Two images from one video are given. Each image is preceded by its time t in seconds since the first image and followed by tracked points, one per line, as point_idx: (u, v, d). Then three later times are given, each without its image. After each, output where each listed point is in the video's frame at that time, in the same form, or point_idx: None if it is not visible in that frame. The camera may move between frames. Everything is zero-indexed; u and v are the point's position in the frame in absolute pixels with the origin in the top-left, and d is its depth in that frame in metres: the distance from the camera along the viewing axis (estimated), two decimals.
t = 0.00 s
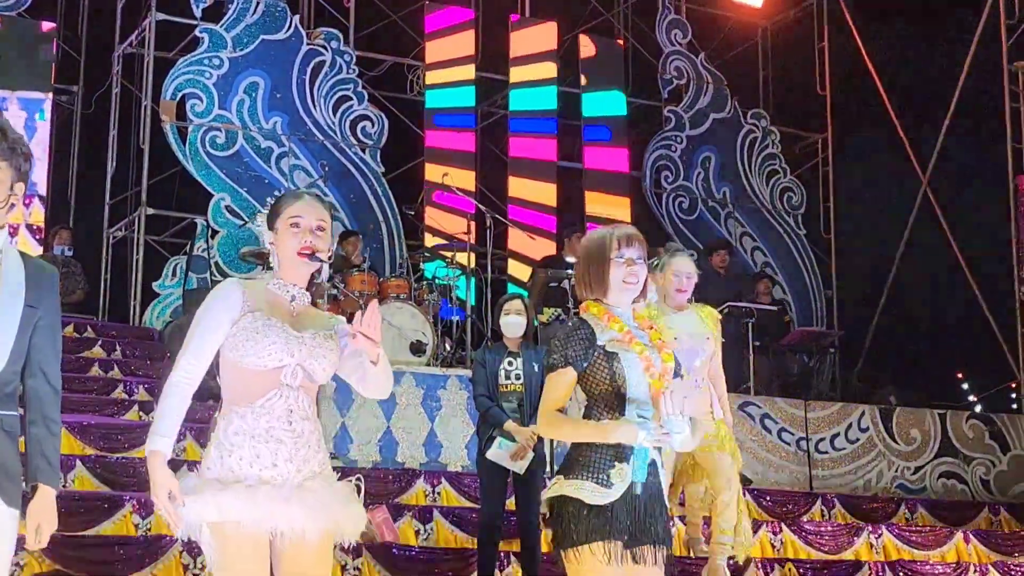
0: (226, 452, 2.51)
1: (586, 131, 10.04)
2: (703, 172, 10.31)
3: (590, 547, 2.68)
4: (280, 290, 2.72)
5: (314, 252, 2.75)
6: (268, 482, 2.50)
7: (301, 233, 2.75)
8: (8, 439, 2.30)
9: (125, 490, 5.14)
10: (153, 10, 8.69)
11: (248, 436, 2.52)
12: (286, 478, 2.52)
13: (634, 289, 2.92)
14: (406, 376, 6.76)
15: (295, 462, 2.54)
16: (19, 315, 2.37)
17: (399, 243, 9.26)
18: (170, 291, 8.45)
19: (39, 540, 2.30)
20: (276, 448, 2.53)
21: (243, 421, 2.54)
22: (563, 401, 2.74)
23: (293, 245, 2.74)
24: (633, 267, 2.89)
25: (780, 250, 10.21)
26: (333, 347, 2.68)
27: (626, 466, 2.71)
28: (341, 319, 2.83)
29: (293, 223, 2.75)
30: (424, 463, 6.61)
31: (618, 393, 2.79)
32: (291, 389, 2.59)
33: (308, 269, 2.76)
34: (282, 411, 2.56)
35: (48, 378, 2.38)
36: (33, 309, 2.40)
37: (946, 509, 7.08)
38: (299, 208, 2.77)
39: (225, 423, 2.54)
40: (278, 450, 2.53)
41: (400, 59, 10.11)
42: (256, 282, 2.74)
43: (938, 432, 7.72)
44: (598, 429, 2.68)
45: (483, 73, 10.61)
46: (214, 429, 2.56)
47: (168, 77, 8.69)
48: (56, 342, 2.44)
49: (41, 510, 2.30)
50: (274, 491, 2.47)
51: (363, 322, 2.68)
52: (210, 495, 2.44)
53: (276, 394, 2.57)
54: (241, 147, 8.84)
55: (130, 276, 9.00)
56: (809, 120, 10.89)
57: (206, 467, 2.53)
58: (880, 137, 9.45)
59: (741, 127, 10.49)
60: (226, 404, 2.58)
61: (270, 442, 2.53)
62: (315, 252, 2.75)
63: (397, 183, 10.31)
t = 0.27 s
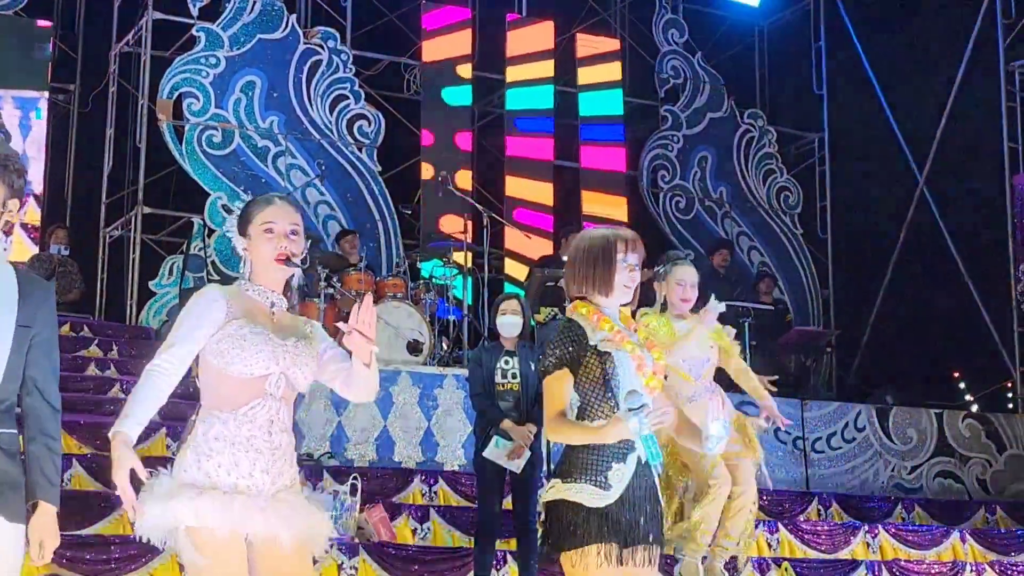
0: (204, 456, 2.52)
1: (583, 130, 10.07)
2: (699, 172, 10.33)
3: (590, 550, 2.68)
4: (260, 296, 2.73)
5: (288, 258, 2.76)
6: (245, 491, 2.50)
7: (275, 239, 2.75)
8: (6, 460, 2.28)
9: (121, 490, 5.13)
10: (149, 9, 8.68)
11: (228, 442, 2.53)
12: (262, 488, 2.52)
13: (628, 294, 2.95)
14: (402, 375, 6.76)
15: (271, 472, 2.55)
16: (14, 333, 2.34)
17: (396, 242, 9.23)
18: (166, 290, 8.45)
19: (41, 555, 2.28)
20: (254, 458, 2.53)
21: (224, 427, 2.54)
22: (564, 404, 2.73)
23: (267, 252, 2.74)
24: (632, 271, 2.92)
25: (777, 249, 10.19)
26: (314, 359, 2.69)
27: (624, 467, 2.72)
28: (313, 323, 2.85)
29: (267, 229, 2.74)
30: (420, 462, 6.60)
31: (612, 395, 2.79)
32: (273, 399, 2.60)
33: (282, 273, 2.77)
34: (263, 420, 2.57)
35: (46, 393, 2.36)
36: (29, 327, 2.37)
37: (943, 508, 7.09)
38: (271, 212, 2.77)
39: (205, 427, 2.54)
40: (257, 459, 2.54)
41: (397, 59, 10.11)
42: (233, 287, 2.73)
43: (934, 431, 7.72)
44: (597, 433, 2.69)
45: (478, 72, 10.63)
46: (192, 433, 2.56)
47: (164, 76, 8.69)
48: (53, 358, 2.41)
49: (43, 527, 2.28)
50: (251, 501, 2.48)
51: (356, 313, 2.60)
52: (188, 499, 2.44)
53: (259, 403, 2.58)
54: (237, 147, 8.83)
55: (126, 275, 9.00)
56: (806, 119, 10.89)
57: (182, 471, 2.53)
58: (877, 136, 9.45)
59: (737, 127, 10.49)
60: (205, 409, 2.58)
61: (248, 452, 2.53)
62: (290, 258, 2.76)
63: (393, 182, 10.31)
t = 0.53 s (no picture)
0: (203, 448, 2.53)
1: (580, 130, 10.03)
2: (697, 172, 10.32)
3: (585, 548, 2.68)
4: (248, 287, 2.74)
5: (277, 249, 2.77)
6: (245, 481, 2.52)
7: (262, 231, 2.76)
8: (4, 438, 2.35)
9: (118, 490, 5.13)
10: (147, 8, 8.68)
11: (227, 432, 2.54)
12: (261, 478, 2.54)
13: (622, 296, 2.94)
14: (399, 375, 6.77)
15: (269, 462, 2.57)
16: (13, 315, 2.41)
17: (393, 242, 9.22)
18: (163, 289, 8.44)
19: (36, 534, 2.34)
20: (253, 447, 2.55)
21: (222, 418, 2.55)
22: (554, 395, 2.73)
23: (255, 243, 2.75)
24: (629, 271, 2.92)
25: (774, 249, 10.22)
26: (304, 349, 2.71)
27: (621, 465, 2.72)
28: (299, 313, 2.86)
29: (254, 221, 2.76)
30: (417, 462, 6.61)
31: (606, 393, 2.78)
32: (268, 390, 2.62)
33: (270, 266, 2.77)
34: (260, 411, 2.59)
35: (47, 375, 2.42)
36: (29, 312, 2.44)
37: (940, 509, 7.09)
38: (258, 205, 2.78)
39: (203, 418, 2.55)
40: (256, 449, 2.55)
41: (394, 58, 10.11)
42: (220, 280, 2.74)
43: (931, 431, 7.73)
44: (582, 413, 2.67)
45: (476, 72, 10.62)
46: (189, 425, 2.57)
47: (162, 76, 8.69)
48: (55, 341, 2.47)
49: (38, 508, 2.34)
50: (251, 490, 2.50)
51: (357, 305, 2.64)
52: (190, 491, 2.45)
53: (256, 394, 2.60)
54: (234, 146, 8.83)
55: (123, 275, 9.00)
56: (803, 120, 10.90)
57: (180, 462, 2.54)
58: (874, 136, 9.46)
59: (735, 127, 10.49)
60: (201, 399, 2.59)
61: (247, 442, 2.55)
62: (278, 248, 2.76)
63: (391, 182, 10.32)
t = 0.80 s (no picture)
0: (202, 455, 2.52)
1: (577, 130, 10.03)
2: (693, 172, 10.31)
3: (582, 556, 2.68)
4: (238, 293, 2.74)
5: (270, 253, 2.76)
6: (243, 488, 2.52)
7: (256, 235, 2.75)
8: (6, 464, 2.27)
9: (115, 489, 5.13)
10: (143, 8, 8.67)
11: (225, 439, 2.53)
12: (257, 485, 2.54)
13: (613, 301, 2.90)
14: (395, 375, 6.77)
15: (266, 468, 2.57)
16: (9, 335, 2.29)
17: (389, 243, 9.23)
18: (159, 290, 8.46)
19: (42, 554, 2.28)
20: (250, 454, 2.55)
21: (219, 424, 2.54)
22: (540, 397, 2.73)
23: (248, 248, 2.75)
24: (624, 275, 2.88)
25: (770, 249, 10.21)
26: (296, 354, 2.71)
27: (613, 469, 2.72)
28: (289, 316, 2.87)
29: (248, 225, 2.75)
30: (414, 463, 6.61)
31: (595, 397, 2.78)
32: (263, 396, 2.62)
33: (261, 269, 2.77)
34: (256, 417, 2.58)
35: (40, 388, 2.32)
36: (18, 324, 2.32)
37: (936, 509, 7.09)
38: (252, 209, 2.77)
39: (200, 424, 2.54)
40: (253, 455, 2.55)
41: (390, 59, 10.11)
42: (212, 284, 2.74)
43: (927, 431, 7.73)
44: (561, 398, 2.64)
45: (472, 73, 10.62)
46: (185, 431, 2.55)
47: (158, 76, 8.68)
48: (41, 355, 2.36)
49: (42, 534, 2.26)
50: (250, 497, 2.50)
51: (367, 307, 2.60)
52: (192, 498, 2.44)
53: (252, 400, 2.59)
54: (230, 147, 8.83)
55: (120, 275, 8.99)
56: (799, 120, 10.90)
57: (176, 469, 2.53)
58: (870, 137, 9.46)
59: (731, 127, 10.50)
60: (197, 405, 2.57)
61: (244, 449, 2.54)
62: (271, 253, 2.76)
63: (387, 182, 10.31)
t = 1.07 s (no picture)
0: (205, 455, 2.52)
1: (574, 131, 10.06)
2: (690, 173, 10.31)
3: (567, 550, 2.66)
4: (235, 286, 2.74)
5: (268, 249, 2.76)
6: (250, 484, 2.52)
7: (256, 231, 2.75)
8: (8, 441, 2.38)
9: (112, 490, 5.13)
10: (140, 9, 8.67)
11: (228, 437, 2.54)
12: (263, 479, 2.55)
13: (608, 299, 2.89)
14: (393, 376, 6.77)
15: (269, 462, 2.58)
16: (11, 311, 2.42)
17: (387, 245, 9.25)
18: (157, 291, 8.47)
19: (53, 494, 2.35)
20: (253, 449, 2.55)
21: (220, 422, 2.55)
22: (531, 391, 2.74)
23: (247, 243, 2.74)
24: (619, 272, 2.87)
25: (767, 250, 10.23)
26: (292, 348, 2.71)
27: (601, 464, 2.71)
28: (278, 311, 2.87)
29: (248, 221, 2.74)
30: (411, 464, 6.61)
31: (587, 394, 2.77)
32: (261, 390, 2.62)
33: (260, 265, 2.77)
34: (256, 412, 2.59)
35: (46, 370, 2.45)
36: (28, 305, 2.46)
37: (933, 510, 7.09)
38: (253, 205, 2.76)
39: (201, 424, 2.55)
40: (256, 451, 2.56)
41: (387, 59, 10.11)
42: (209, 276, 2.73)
43: (924, 433, 7.73)
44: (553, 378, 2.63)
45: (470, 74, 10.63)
46: (187, 431, 2.56)
47: (155, 77, 8.68)
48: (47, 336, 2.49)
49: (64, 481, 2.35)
50: (258, 491, 2.51)
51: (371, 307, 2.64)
52: (200, 500, 2.45)
53: (251, 395, 2.59)
54: (227, 147, 8.82)
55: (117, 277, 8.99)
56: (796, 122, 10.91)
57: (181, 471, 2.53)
58: (867, 138, 9.47)
59: (729, 128, 10.49)
60: (196, 403, 2.58)
61: (247, 444, 2.55)
62: (269, 249, 2.76)
63: (385, 183, 10.31)
